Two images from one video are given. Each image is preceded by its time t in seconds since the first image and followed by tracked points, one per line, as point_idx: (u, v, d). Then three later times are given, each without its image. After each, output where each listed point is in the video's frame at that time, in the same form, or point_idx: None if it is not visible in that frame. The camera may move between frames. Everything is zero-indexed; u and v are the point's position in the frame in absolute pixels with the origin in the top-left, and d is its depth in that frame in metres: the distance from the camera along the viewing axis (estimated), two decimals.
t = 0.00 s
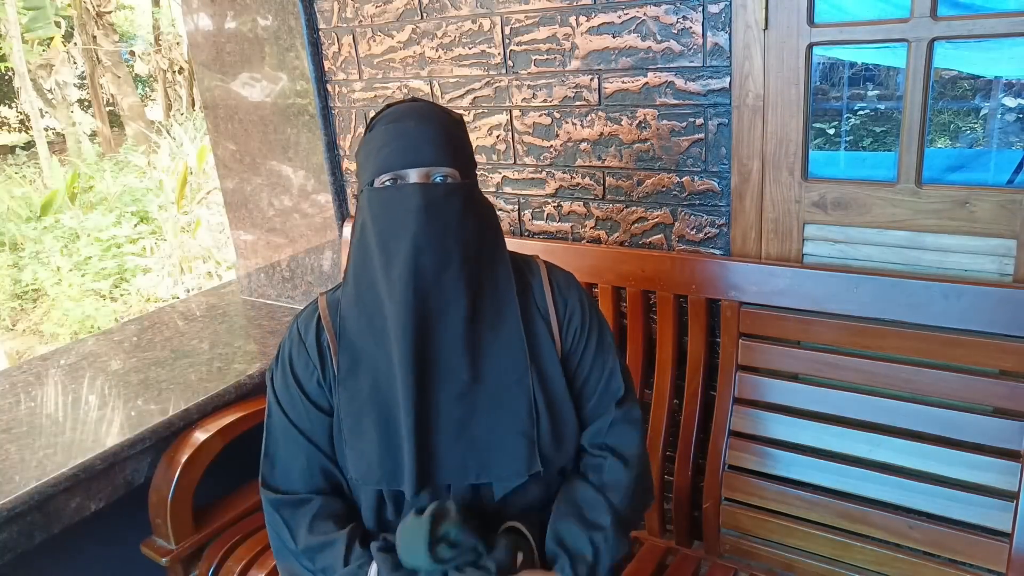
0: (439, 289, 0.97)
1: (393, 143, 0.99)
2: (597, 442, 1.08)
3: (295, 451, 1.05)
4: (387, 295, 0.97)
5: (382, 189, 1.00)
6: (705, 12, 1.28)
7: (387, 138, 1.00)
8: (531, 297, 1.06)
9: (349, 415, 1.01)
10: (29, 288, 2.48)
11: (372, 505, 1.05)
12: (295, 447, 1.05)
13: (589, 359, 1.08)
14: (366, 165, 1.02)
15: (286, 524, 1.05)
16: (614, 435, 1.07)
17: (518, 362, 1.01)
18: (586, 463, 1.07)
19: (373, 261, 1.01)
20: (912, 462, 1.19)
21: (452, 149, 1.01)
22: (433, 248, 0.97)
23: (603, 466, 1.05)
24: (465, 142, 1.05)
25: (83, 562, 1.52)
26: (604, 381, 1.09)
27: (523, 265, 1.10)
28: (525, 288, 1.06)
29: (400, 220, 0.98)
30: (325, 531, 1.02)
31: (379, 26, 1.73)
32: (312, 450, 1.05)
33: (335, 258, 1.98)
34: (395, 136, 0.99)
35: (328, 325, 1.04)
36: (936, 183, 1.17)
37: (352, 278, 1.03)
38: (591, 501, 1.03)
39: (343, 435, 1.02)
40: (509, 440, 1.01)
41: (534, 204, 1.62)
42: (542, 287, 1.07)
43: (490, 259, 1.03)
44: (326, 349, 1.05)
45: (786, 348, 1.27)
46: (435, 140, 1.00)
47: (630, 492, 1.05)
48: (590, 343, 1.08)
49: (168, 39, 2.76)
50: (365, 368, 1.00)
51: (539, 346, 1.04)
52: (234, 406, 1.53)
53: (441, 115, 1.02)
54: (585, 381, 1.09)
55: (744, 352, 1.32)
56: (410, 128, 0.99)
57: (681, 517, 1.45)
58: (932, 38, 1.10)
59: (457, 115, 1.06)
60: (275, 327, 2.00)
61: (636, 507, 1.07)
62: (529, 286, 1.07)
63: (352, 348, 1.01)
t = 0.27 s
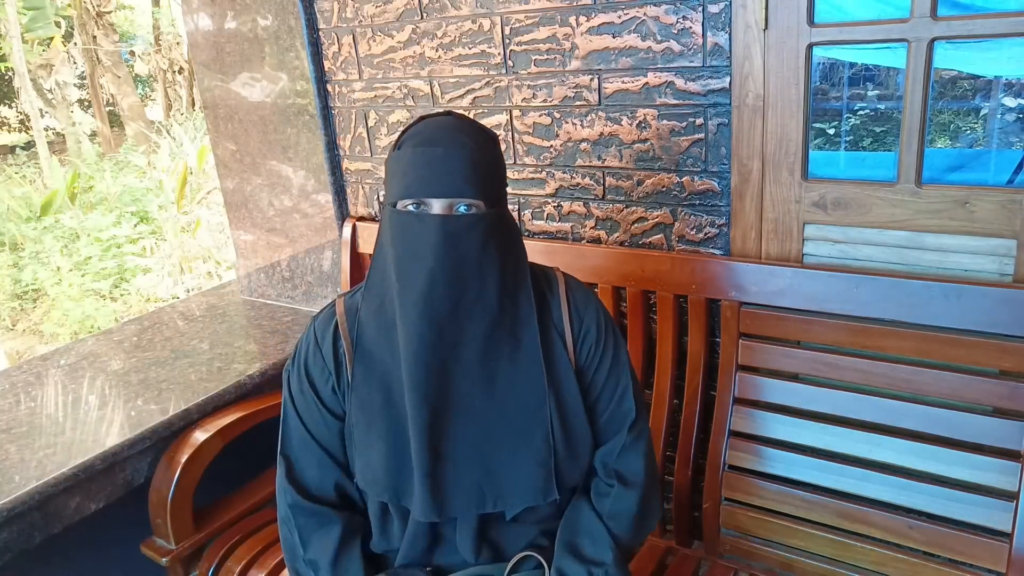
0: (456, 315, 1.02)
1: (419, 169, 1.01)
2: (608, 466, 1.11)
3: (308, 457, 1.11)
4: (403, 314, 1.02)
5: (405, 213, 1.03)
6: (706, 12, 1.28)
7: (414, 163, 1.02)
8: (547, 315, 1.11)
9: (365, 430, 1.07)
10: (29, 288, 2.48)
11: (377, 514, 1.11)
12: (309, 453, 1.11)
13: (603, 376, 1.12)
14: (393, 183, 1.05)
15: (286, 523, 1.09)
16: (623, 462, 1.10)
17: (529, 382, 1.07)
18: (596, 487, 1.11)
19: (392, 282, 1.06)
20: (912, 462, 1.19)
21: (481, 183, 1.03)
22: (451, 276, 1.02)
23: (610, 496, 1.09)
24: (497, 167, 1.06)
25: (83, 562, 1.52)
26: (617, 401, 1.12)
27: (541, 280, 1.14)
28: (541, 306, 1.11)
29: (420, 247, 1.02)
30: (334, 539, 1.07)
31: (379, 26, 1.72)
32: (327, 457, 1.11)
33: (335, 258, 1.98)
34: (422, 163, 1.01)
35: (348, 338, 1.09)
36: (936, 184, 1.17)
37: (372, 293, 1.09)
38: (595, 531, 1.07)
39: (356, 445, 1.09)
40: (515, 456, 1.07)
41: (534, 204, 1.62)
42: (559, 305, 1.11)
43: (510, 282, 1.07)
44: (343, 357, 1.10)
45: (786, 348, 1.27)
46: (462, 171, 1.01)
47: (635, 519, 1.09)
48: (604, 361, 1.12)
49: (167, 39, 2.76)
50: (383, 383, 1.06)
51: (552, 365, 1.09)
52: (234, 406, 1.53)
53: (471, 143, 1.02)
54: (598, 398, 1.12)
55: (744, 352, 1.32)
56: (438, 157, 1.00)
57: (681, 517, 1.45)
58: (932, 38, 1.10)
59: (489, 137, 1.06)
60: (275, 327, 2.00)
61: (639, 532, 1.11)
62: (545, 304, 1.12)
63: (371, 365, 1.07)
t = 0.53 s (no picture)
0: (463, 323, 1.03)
1: (424, 184, 1.01)
2: (615, 467, 1.13)
3: (316, 460, 1.11)
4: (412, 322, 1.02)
5: (412, 224, 1.03)
6: (706, 12, 1.28)
7: (418, 177, 1.01)
8: (554, 320, 1.12)
9: (370, 436, 1.07)
10: (29, 288, 2.33)
11: (383, 516, 1.11)
12: (316, 456, 1.11)
13: (611, 378, 1.14)
14: (398, 194, 1.04)
15: (293, 524, 1.10)
16: (631, 463, 1.13)
17: (536, 388, 1.08)
18: (603, 487, 1.13)
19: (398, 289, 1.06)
20: (912, 462, 1.19)
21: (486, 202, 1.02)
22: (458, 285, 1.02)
23: (619, 495, 1.11)
24: (504, 180, 1.05)
25: (83, 562, 1.52)
26: (624, 404, 1.15)
27: (548, 285, 1.15)
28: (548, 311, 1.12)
29: (423, 258, 1.02)
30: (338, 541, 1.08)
31: (379, 26, 1.72)
32: (334, 459, 1.11)
33: (335, 258, 1.98)
34: (426, 177, 1.01)
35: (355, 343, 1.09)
36: (936, 183, 1.17)
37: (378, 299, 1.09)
38: (604, 529, 1.09)
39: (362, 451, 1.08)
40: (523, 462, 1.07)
41: (534, 204, 1.62)
42: (566, 308, 1.13)
43: (516, 290, 1.07)
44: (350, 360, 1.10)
45: (786, 348, 1.27)
46: (466, 187, 1.00)
47: (643, 519, 1.11)
48: (612, 363, 1.14)
49: (168, 39, 2.64)
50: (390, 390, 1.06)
51: (560, 370, 1.10)
52: (234, 407, 1.53)
53: (476, 158, 1.01)
54: (605, 400, 1.15)
55: (744, 352, 1.32)
56: (443, 172, 1.00)
57: (681, 517, 1.45)
58: (932, 38, 1.10)
59: (494, 149, 1.06)
60: (275, 327, 2.00)
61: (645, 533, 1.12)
62: (552, 309, 1.13)
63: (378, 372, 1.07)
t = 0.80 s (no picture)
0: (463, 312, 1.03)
1: (417, 174, 1.01)
2: (612, 461, 1.13)
3: (318, 452, 1.12)
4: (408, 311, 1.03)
5: (405, 214, 1.04)
6: (705, 12, 1.28)
7: (412, 167, 1.02)
8: (550, 312, 1.12)
9: (371, 425, 1.07)
10: (29, 288, 2.31)
11: (384, 508, 1.11)
12: (318, 447, 1.12)
13: (608, 372, 1.13)
14: (393, 187, 1.05)
15: (295, 516, 1.10)
16: (628, 456, 1.12)
17: (536, 377, 1.08)
18: (601, 481, 1.13)
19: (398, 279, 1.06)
20: (912, 462, 1.19)
21: (478, 184, 1.03)
22: (457, 274, 1.02)
23: (616, 489, 1.10)
24: (495, 167, 1.06)
25: (83, 562, 1.52)
26: (621, 397, 1.14)
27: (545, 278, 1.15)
28: (544, 302, 1.12)
29: (422, 246, 1.02)
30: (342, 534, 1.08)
31: (379, 27, 1.72)
32: (336, 451, 1.12)
33: (335, 258, 1.99)
34: (420, 166, 1.01)
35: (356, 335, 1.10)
36: (936, 184, 1.17)
37: (379, 290, 1.09)
38: (602, 524, 1.08)
39: (363, 441, 1.09)
40: (523, 451, 1.08)
41: (534, 204, 1.62)
42: (562, 300, 1.13)
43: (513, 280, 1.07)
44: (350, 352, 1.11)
45: (786, 348, 1.28)
46: (459, 174, 1.01)
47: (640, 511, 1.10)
48: (609, 357, 1.13)
49: (168, 40, 2.64)
50: (390, 380, 1.07)
51: (558, 361, 1.11)
52: (234, 406, 1.54)
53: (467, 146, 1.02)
54: (603, 394, 1.14)
55: (744, 352, 1.32)
56: (435, 161, 1.01)
57: (681, 516, 1.45)
58: (932, 38, 1.10)
59: (485, 139, 1.07)
60: (275, 327, 2.00)
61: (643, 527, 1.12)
62: (549, 301, 1.13)
63: (378, 362, 1.07)
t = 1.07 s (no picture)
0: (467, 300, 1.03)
1: (418, 164, 1.03)
2: (615, 446, 1.14)
3: (324, 447, 1.11)
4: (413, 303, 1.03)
5: (408, 206, 1.05)
6: (705, 12, 1.28)
7: (414, 159, 1.03)
8: (551, 303, 1.12)
9: (376, 417, 1.07)
10: (29, 288, 2.30)
11: (391, 501, 1.10)
12: (324, 442, 1.11)
13: (609, 361, 1.14)
14: (394, 180, 1.06)
15: (302, 512, 1.10)
16: (631, 440, 1.13)
17: (541, 367, 1.08)
18: (604, 466, 1.13)
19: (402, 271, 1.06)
20: (912, 462, 1.19)
21: (480, 172, 1.05)
22: (461, 261, 1.03)
23: (619, 472, 1.11)
24: (493, 158, 1.08)
25: (83, 562, 1.52)
26: (622, 385, 1.15)
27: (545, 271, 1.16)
28: (547, 294, 1.12)
29: (426, 236, 1.03)
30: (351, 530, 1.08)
31: (380, 27, 1.72)
32: (341, 445, 1.11)
33: (335, 258, 1.99)
34: (421, 157, 1.02)
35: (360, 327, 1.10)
36: (935, 183, 1.17)
37: (384, 283, 1.09)
38: (606, 505, 1.09)
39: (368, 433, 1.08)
40: (529, 440, 1.07)
41: (534, 204, 1.62)
42: (563, 292, 1.13)
43: (515, 271, 1.08)
44: (354, 347, 1.11)
45: (786, 348, 1.28)
46: (459, 163, 1.02)
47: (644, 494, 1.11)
48: (610, 348, 1.14)
49: (168, 40, 2.61)
50: (394, 370, 1.07)
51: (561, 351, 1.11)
52: (234, 406, 1.54)
53: (466, 136, 1.04)
54: (604, 384, 1.15)
55: (744, 352, 1.32)
56: (435, 151, 1.02)
57: (681, 516, 1.45)
58: (932, 38, 1.10)
59: (482, 130, 1.08)
60: (275, 327, 2.00)
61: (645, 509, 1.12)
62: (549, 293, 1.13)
63: (382, 352, 1.07)
